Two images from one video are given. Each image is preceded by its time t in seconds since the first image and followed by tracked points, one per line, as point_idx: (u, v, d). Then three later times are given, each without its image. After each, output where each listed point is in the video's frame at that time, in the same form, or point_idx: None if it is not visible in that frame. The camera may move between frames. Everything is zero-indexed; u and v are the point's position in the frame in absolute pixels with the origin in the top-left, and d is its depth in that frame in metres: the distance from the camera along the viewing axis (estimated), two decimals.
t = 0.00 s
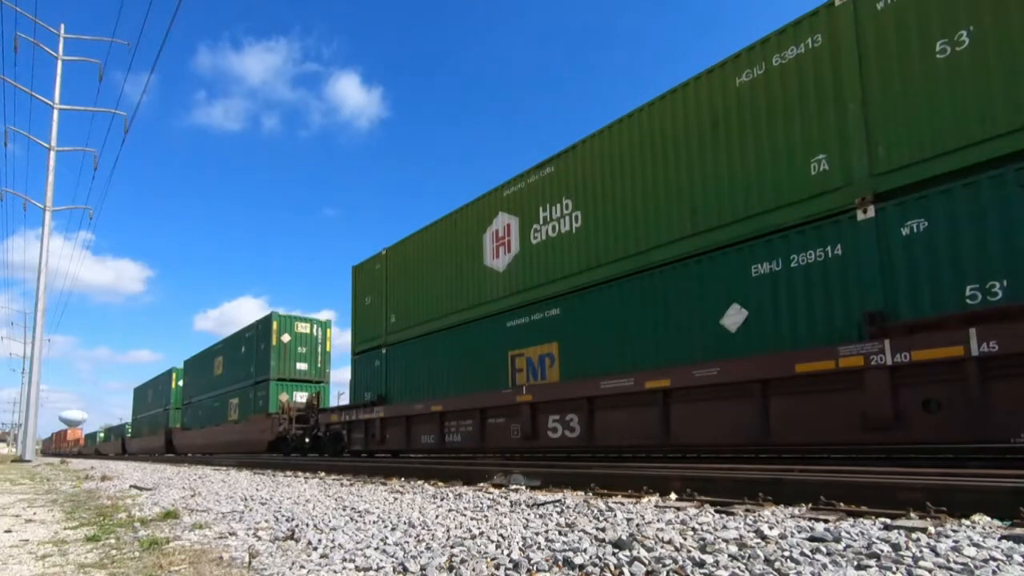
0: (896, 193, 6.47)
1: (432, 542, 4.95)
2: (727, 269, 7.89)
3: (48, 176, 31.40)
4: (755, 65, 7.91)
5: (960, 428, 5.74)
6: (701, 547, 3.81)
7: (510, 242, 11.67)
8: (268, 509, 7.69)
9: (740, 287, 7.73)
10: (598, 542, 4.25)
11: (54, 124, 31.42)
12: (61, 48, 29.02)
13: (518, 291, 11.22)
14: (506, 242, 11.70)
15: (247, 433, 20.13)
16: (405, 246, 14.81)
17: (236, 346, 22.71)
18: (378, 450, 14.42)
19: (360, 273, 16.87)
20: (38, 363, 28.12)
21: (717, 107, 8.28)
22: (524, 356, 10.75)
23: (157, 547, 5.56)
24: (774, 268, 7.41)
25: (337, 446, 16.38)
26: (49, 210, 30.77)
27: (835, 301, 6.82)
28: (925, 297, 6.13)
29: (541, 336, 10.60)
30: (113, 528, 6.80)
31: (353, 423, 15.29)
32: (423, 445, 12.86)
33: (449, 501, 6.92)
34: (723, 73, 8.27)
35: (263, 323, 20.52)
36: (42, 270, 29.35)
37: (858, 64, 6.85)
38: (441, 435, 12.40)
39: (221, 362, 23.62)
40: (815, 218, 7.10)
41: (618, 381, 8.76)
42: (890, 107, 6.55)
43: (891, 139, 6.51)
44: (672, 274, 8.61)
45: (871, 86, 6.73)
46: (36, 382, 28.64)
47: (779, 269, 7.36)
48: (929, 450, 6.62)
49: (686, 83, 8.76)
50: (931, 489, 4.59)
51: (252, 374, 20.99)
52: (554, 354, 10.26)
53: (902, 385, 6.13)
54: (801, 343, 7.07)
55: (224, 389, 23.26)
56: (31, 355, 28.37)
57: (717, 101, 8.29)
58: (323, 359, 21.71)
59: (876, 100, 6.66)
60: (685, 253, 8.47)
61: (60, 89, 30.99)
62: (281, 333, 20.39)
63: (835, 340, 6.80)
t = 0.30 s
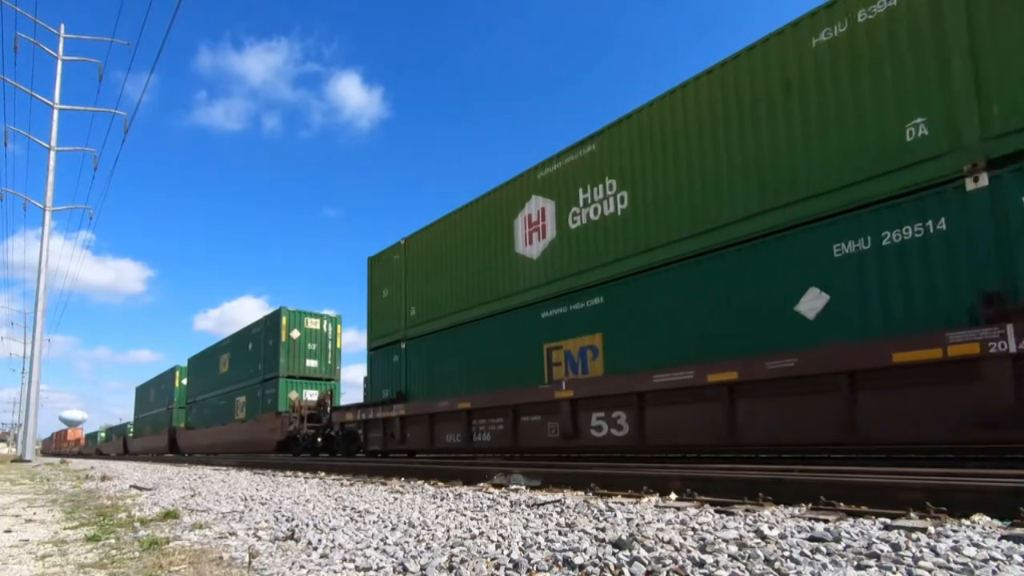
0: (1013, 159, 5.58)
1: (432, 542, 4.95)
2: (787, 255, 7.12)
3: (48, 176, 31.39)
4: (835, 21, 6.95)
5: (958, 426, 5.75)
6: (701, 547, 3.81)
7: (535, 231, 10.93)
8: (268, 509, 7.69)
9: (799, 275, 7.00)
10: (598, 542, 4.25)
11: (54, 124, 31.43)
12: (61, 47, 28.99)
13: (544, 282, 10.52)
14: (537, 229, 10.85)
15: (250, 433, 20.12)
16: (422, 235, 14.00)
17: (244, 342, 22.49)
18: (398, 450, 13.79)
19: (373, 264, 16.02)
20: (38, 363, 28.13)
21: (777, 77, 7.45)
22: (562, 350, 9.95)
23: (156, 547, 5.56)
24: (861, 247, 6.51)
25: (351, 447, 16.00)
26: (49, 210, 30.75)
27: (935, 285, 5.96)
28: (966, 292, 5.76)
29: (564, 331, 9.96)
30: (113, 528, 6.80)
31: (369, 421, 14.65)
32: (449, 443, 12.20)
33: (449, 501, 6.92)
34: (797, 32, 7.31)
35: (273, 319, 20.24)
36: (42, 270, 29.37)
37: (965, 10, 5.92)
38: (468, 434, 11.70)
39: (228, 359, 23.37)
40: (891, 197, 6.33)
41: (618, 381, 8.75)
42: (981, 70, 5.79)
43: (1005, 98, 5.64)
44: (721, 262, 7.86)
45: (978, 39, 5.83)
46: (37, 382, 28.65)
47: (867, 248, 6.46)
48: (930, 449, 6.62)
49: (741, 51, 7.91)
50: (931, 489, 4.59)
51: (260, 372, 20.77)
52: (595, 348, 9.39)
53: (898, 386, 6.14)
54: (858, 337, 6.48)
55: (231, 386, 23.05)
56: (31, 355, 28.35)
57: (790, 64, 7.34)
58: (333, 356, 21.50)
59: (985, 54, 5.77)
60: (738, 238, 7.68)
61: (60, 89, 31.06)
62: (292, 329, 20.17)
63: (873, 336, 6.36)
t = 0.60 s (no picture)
0: None
1: (432, 542, 4.95)
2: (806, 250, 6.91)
3: (48, 176, 31.39)
4: None
5: (957, 425, 5.76)
6: (701, 547, 3.81)
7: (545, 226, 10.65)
8: (268, 509, 7.69)
9: (814, 272, 6.80)
10: (598, 542, 4.25)
11: (54, 124, 31.46)
12: (61, 48, 28.98)
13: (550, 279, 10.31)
14: (577, 211, 10.07)
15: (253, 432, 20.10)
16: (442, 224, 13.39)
17: (253, 339, 22.11)
18: (419, 449, 13.15)
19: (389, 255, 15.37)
20: (38, 363, 28.16)
21: (797, 67, 7.21)
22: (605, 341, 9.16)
23: (156, 547, 5.56)
24: (972, 220, 5.66)
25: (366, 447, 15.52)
26: (49, 210, 30.76)
27: None
28: (1017, 280, 5.40)
29: (569, 329, 9.80)
30: (113, 528, 6.80)
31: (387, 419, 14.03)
32: (477, 443, 11.53)
33: (449, 501, 6.92)
34: None
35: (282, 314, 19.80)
36: (42, 270, 29.39)
37: None
38: (499, 432, 11.01)
39: (236, 356, 22.95)
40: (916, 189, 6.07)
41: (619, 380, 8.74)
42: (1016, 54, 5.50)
43: None
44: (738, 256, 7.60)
45: None
46: (37, 382, 28.66)
47: (980, 221, 5.60)
48: (930, 449, 6.62)
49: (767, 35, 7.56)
50: (931, 489, 4.59)
51: (268, 369, 20.38)
52: (646, 339, 8.56)
53: (898, 386, 6.14)
54: (859, 334, 6.38)
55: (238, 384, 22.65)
56: (31, 355, 28.37)
57: (880, 16, 6.47)
58: (343, 352, 21.11)
59: None
60: (759, 231, 7.40)
61: (60, 88, 31.10)
62: (302, 324, 19.77)
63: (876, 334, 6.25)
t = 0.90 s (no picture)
0: None
1: (432, 542, 4.95)
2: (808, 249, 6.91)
3: (48, 176, 31.39)
4: None
5: (957, 424, 5.76)
6: (701, 547, 3.81)
7: (549, 224, 10.61)
8: (268, 509, 7.68)
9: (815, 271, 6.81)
10: (598, 542, 4.25)
11: (54, 124, 31.48)
12: (61, 47, 28.98)
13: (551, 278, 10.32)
14: (623, 191, 9.32)
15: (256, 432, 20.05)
16: (468, 212, 12.75)
17: (262, 335, 21.54)
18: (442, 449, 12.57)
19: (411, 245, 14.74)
20: (38, 363, 28.15)
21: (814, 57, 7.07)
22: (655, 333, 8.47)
23: (156, 547, 5.56)
24: None
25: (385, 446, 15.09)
26: (49, 210, 30.77)
27: None
28: None
29: (594, 324, 9.43)
30: (113, 528, 6.80)
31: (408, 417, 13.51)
32: (506, 442, 11.02)
33: (449, 501, 6.92)
34: None
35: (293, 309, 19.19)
36: (42, 270, 29.40)
37: None
38: (533, 431, 10.44)
39: (244, 354, 22.39)
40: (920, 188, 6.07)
41: (620, 380, 8.73)
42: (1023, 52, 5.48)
43: None
44: (741, 256, 7.59)
45: None
46: (36, 382, 28.66)
47: None
48: (930, 449, 6.62)
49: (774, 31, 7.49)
50: (930, 489, 4.59)
51: (279, 367, 19.81)
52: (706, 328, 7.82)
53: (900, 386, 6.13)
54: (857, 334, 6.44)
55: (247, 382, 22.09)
56: (31, 355, 28.37)
57: None
58: (356, 348, 20.42)
59: None
60: (763, 230, 7.38)
61: (60, 87, 31.15)
62: (312, 320, 19.05)
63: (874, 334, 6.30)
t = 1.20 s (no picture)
0: None
1: (432, 542, 4.95)
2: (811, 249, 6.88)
3: (48, 176, 31.36)
4: None
5: (956, 424, 5.77)
6: (701, 547, 3.81)
7: (553, 224, 10.53)
8: (268, 509, 7.68)
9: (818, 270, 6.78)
10: (598, 542, 4.25)
11: (54, 124, 31.53)
12: (61, 48, 29.16)
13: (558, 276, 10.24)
14: (676, 167, 8.55)
15: (259, 431, 20.01)
16: (496, 196, 12.05)
17: (271, 332, 21.04)
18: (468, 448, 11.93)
19: (433, 231, 14.02)
20: (38, 363, 28.17)
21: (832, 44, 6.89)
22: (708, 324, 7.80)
23: (156, 547, 5.56)
24: None
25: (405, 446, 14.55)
26: (49, 210, 30.77)
27: None
28: None
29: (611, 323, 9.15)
30: (113, 528, 6.80)
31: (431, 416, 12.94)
32: (543, 441, 10.27)
33: (449, 501, 6.92)
34: None
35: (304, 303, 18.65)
36: (42, 270, 29.40)
37: None
38: (574, 429, 9.69)
39: (252, 351, 21.87)
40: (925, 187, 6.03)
41: (621, 380, 8.74)
42: None
43: None
44: (744, 255, 7.55)
45: None
46: (36, 382, 28.67)
47: None
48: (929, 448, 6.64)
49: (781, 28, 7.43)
50: (930, 489, 4.59)
51: (288, 362, 19.32)
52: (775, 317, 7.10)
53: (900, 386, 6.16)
54: (855, 335, 6.46)
55: (256, 379, 21.58)
56: (31, 355, 28.38)
57: None
58: (368, 345, 19.88)
59: None
60: (765, 230, 7.34)
61: (60, 87, 31.22)
62: (324, 315, 18.54)
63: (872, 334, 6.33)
